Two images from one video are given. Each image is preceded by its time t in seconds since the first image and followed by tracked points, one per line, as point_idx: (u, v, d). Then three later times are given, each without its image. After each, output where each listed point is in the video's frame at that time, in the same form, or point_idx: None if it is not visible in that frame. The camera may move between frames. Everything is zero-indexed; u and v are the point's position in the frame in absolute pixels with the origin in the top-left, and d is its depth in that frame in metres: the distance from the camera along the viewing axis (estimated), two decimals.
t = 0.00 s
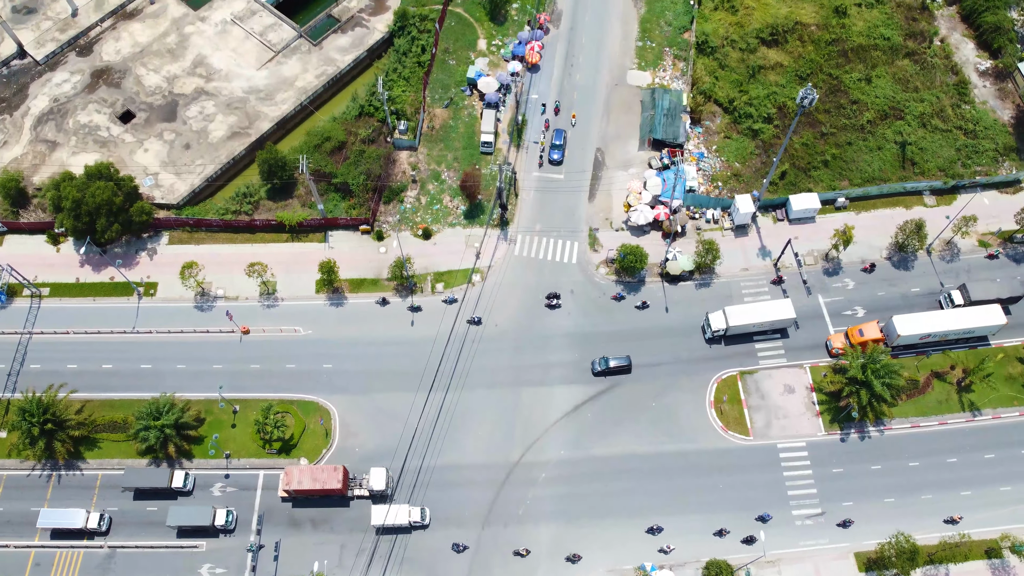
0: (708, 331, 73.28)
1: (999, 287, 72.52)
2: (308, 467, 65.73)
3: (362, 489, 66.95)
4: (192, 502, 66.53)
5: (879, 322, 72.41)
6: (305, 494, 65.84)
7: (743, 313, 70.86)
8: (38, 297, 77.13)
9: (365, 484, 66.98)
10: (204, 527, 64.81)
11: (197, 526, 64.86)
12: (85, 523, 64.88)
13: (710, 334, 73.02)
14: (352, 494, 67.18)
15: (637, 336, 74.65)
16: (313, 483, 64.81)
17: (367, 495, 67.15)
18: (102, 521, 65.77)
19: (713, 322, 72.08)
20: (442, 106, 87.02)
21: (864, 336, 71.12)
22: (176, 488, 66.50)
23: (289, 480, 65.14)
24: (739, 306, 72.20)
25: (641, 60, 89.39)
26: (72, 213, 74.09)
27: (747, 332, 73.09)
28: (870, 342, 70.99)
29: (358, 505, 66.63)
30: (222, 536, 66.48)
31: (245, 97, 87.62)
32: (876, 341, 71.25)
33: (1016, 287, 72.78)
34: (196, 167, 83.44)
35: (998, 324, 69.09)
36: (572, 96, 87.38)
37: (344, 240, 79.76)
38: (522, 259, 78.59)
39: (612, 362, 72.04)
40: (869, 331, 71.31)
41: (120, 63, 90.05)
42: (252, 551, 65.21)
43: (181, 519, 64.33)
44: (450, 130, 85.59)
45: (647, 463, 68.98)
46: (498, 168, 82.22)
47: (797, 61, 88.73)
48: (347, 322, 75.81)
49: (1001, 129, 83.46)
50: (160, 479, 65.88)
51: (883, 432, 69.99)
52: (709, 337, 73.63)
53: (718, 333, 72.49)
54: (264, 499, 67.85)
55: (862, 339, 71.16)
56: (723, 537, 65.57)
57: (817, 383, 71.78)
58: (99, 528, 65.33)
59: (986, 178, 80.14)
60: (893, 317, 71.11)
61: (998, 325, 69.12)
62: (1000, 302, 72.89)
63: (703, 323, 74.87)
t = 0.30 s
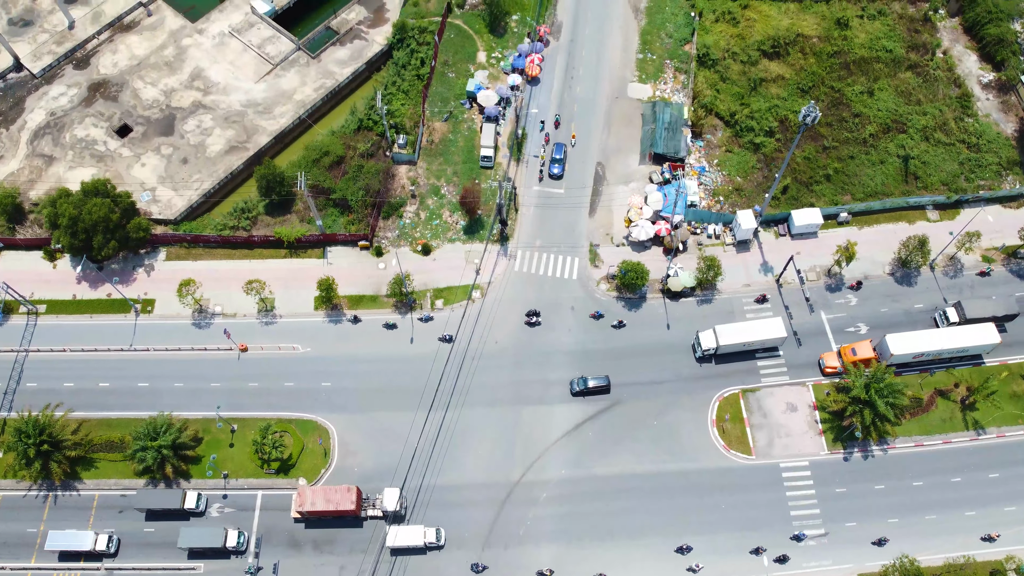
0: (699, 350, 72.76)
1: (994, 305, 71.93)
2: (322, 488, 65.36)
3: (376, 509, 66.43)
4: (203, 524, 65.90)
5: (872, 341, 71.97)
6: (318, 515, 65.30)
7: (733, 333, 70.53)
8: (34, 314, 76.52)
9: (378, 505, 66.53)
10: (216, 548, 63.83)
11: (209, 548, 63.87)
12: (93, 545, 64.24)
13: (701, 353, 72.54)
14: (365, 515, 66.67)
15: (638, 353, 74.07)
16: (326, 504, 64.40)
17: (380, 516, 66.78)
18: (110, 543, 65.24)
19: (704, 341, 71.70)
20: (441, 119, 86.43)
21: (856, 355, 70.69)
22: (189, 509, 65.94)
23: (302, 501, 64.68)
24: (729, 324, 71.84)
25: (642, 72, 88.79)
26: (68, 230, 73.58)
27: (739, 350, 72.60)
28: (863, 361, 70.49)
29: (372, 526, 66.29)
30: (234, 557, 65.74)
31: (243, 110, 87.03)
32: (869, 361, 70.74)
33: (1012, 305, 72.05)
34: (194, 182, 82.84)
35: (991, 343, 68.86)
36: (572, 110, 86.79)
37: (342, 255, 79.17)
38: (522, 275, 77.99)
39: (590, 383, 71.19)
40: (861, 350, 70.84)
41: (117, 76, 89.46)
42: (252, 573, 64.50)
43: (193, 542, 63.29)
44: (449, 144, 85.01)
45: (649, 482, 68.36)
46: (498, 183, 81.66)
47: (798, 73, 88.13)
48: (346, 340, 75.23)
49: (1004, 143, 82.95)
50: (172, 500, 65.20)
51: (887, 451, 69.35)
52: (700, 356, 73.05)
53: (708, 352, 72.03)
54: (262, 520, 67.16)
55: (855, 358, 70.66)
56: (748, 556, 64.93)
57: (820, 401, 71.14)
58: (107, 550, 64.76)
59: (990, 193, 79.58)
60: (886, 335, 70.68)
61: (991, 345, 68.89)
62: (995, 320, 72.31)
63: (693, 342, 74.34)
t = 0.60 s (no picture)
0: (688, 370, 72.06)
1: (990, 323, 70.94)
2: (334, 509, 64.26)
3: (388, 530, 65.68)
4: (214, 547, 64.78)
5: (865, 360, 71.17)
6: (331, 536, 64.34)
7: (723, 352, 69.80)
8: (30, 332, 75.83)
9: (391, 526, 65.73)
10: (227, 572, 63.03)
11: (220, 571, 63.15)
12: (101, 568, 63.83)
13: (691, 372, 71.84)
14: (378, 536, 65.80)
15: (639, 372, 73.40)
16: (339, 527, 63.34)
17: (393, 537, 65.82)
18: (119, 566, 64.34)
19: (694, 360, 70.99)
20: (441, 133, 85.75)
21: (849, 375, 69.76)
22: (202, 532, 64.86)
23: (315, 523, 63.69)
24: (719, 344, 71.09)
25: (643, 85, 88.13)
26: (65, 247, 73.01)
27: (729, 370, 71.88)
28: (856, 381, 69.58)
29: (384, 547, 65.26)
30: None
31: (241, 124, 86.35)
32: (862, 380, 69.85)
33: (1008, 322, 70.91)
34: (191, 197, 82.14)
35: (985, 363, 67.99)
36: (572, 123, 86.14)
37: (341, 272, 78.53)
38: (522, 291, 77.30)
39: (568, 404, 70.39)
40: (854, 370, 69.94)
41: (114, 90, 88.76)
42: None
43: (205, 564, 62.62)
44: (448, 158, 84.34)
45: (650, 503, 67.63)
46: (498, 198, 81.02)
47: (800, 86, 87.48)
48: (344, 358, 74.53)
49: (1008, 157, 82.31)
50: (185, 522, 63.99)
51: (891, 471, 68.68)
52: (690, 376, 72.37)
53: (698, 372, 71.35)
54: (259, 541, 66.37)
55: (847, 378, 69.77)
56: None
57: (823, 420, 70.48)
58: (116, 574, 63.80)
59: (994, 208, 78.88)
60: (879, 355, 69.94)
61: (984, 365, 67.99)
62: (990, 339, 71.24)
63: (683, 361, 73.62)
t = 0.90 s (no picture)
0: (677, 391, 71.42)
1: (983, 343, 70.51)
2: (347, 533, 63.49)
3: (401, 554, 64.75)
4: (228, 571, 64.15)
5: (857, 382, 70.49)
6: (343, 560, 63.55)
7: (711, 374, 69.11)
8: (24, 351, 75.07)
9: (404, 549, 64.85)
10: None
11: None
12: None
13: (679, 394, 71.20)
14: (391, 559, 64.97)
15: (639, 391, 72.74)
16: (352, 550, 62.61)
17: (406, 560, 64.92)
18: None
19: (682, 382, 70.34)
20: (440, 148, 85.01)
21: (840, 397, 69.13)
22: (214, 555, 64.31)
23: (327, 546, 62.91)
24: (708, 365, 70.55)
25: (643, 99, 87.45)
26: (59, 266, 72.23)
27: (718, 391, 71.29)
28: (847, 403, 68.89)
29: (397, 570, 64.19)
30: None
31: (238, 138, 85.63)
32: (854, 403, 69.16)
33: (1002, 342, 70.49)
34: (188, 213, 81.43)
35: (977, 385, 67.32)
36: (572, 138, 85.44)
37: (339, 290, 77.85)
38: (522, 309, 76.59)
39: (544, 427, 69.66)
40: (845, 392, 69.27)
41: (110, 104, 88.03)
42: None
43: None
44: (447, 174, 83.63)
45: (651, 526, 66.84)
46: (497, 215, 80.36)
47: (802, 100, 86.81)
48: (342, 377, 73.81)
49: (1012, 172, 81.56)
50: (198, 545, 63.67)
51: (894, 493, 67.95)
52: (678, 397, 71.71)
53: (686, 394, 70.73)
54: (256, 565, 65.60)
55: (839, 400, 69.12)
56: None
57: (826, 441, 69.79)
58: None
59: (998, 224, 78.11)
60: (871, 377, 69.27)
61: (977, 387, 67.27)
62: (985, 359, 70.63)
63: (672, 382, 72.93)
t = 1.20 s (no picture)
0: (663, 414, 70.55)
1: (979, 364, 69.52)
2: (360, 558, 62.38)
3: None
4: None
5: (848, 404, 69.61)
6: None
7: (698, 398, 68.23)
8: (19, 370, 74.31)
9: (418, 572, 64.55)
10: None
11: None
12: None
13: (666, 417, 70.31)
14: None
15: (640, 411, 72.04)
16: None
17: None
18: None
19: (669, 405, 69.41)
20: (438, 163, 84.31)
21: (831, 421, 68.25)
22: None
23: (339, 571, 61.64)
24: (695, 388, 69.59)
25: (644, 113, 86.75)
26: (54, 285, 71.45)
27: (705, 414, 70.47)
28: (837, 427, 68.05)
29: None
30: None
31: (235, 154, 84.89)
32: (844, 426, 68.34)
33: (998, 363, 69.56)
34: (184, 230, 80.70)
35: (970, 409, 66.69)
36: (572, 153, 84.73)
37: (337, 308, 77.18)
38: (521, 328, 75.86)
39: (520, 450, 68.86)
40: (836, 415, 68.34)
41: (106, 118, 87.28)
42: None
43: None
44: (446, 190, 82.91)
45: (652, 549, 65.99)
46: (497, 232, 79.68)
47: (803, 115, 86.16)
48: (339, 397, 73.07)
49: (1016, 188, 80.84)
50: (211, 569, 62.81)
51: (897, 516, 67.23)
52: (665, 420, 70.93)
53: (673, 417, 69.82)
54: None
55: (829, 424, 68.24)
56: None
57: (828, 462, 69.16)
58: None
59: (1002, 241, 77.39)
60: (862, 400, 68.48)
61: (969, 411, 66.77)
62: (980, 380, 69.72)
63: (659, 404, 72.09)
